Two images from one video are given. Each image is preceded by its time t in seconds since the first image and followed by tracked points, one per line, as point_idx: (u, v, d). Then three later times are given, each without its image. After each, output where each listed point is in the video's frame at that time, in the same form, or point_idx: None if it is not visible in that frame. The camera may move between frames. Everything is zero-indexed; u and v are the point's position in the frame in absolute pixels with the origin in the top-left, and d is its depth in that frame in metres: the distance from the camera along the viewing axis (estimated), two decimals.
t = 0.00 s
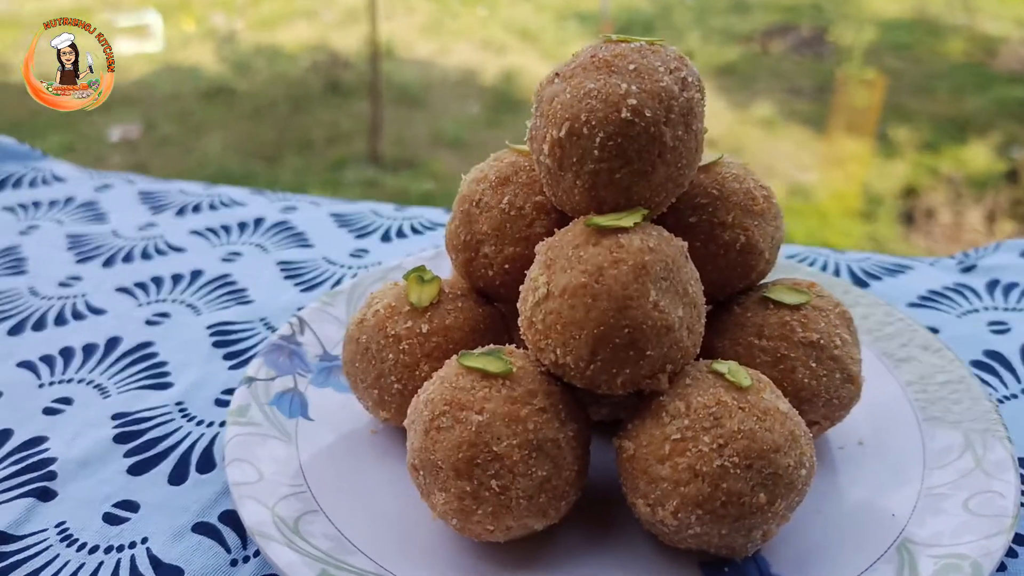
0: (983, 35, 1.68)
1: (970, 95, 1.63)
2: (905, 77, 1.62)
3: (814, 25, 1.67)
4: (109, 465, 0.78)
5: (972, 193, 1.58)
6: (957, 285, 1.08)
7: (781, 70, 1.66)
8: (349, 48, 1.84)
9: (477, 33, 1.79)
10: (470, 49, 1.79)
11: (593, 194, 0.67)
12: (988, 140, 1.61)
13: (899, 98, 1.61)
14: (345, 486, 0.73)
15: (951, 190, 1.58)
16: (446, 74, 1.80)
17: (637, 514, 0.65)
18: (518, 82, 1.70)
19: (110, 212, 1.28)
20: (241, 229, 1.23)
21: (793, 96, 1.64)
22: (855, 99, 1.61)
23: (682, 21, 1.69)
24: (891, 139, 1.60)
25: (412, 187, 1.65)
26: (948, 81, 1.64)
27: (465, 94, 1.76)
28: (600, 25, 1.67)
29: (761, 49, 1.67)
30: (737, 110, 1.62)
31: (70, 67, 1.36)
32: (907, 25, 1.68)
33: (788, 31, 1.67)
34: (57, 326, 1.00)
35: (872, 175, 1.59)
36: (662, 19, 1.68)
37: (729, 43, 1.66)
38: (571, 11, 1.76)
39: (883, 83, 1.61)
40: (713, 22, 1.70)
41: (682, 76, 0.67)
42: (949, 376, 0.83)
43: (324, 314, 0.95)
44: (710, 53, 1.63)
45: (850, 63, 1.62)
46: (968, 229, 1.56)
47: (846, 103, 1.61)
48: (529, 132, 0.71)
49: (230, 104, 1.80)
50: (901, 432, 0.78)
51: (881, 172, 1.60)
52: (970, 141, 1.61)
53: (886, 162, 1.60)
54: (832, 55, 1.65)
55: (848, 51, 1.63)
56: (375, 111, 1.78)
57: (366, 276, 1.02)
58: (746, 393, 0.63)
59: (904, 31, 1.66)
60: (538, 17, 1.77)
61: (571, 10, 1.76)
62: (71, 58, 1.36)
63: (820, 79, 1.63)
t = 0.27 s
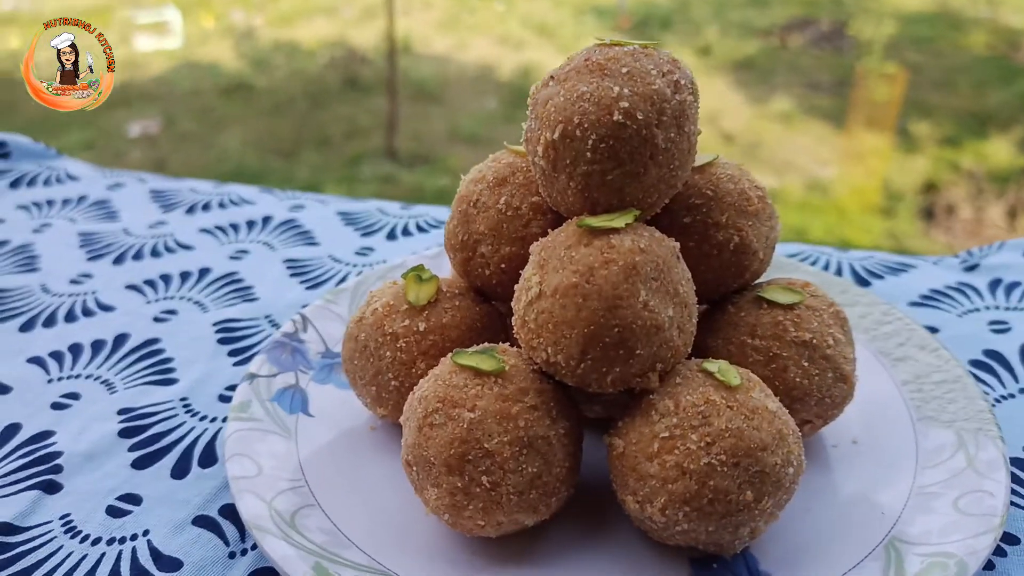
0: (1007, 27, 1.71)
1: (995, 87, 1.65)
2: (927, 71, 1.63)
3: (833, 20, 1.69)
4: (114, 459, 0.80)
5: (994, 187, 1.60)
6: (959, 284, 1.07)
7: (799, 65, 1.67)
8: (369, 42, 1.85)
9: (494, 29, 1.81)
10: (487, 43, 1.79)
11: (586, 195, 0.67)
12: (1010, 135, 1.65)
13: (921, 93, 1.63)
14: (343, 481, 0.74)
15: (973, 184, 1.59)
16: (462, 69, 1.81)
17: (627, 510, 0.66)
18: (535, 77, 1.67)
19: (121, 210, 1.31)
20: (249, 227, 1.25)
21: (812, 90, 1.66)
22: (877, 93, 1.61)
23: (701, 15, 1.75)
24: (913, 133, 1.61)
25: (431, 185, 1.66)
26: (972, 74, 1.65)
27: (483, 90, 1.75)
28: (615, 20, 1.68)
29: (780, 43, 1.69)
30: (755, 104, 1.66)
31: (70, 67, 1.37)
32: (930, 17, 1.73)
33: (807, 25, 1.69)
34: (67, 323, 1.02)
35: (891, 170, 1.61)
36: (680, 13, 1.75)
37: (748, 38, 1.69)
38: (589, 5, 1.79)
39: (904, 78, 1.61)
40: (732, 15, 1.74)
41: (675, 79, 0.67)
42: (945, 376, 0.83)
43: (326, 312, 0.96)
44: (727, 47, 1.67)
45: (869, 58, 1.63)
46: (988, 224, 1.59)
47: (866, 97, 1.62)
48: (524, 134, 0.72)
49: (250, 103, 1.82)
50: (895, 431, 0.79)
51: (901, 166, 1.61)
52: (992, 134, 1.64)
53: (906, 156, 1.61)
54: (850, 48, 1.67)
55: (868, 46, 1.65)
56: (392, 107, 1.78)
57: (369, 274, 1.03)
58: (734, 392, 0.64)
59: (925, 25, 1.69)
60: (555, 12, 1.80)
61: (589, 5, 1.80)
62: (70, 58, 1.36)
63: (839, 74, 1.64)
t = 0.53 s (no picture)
0: None
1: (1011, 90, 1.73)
2: (942, 74, 1.73)
3: (849, 22, 1.82)
4: (107, 451, 0.81)
5: (1009, 193, 1.65)
6: (954, 288, 1.08)
7: (815, 67, 1.79)
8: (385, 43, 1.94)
9: (509, 28, 1.86)
10: (502, 43, 1.86)
11: (570, 195, 0.68)
12: None
13: (936, 96, 1.72)
14: (330, 476, 0.75)
15: (988, 189, 1.65)
16: (476, 69, 1.87)
17: (607, 508, 0.67)
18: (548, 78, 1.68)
19: (123, 206, 1.32)
20: (249, 225, 1.26)
21: (828, 93, 1.76)
22: (891, 96, 1.71)
23: (717, 19, 1.88)
24: (928, 137, 1.69)
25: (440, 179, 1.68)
26: (987, 78, 1.74)
27: (498, 90, 1.82)
28: (629, 20, 1.81)
29: (795, 45, 1.81)
30: (770, 107, 1.78)
31: (70, 67, 1.40)
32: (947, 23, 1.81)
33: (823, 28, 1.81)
34: (67, 317, 1.03)
35: (907, 173, 1.68)
36: (694, 16, 1.89)
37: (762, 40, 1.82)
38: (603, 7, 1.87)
39: (918, 80, 1.71)
40: (746, 17, 1.88)
41: (659, 81, 0.68)
42: (932, 379, 0.83)
43: (321, 308, 0.98)
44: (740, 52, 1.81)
45: (885, 61, 1.74)
46: (1004, 228, 1.61)
47: (880, 101, 1.72)
48: (511, 134, 0.72)
49: (268, 100, 1.89)
50: (881, 434, 0.79)
51: (917, 170, 1.68)
52: (1011, 139, 1.70)
53: (921, 160, 1.68)
54: (866, 51, 1.78)
55: (884, 49, 1.76)
56: (405, 105, 1.83)
57: (365, 271, 1.04)
58: (714, 392, 0.65)
59: (941, 28, 1.79)
60: (568, 13, 1.85)
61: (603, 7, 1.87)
62: (71, 58, 1.39)
63: (855, 76, 1.76)
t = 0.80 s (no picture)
0: None
1: None
2: (971, 74, 1.77)
3: (877, 20, 1.86)
4: (118, 438, 0.83)
5: None
6: (965, 290, 1.07)
7: (843, 67, 1.84)
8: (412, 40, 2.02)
9: (533, 25, 1.90)
10: (526, 39, 1.89)
11: (571, 192, 0.69)
12: None
13: (966, 96, 1.75)
14: (333, 466, 0.76)
15: (1016, 190, 1.69)
16: (501, 65, 1.90)
17: (604, 502, 0.67)
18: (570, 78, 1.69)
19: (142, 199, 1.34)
20: (264, 218, 1.28)
21: (854, 91, 1.82)
22: (918, 97, 1.73)
23: (742, 14, 1.95)
24: (956, 136, 1.72)
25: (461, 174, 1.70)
26: (1017, 79, 1.79)
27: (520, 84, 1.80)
28: (656, 17, 1.90)
29: (822, 44, 1.86)
30: (797, 104, 1.83)
31: (70, 67, 1.44)
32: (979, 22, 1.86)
33: (851, 27, 1.85)
34: (83, 306, 1.05)
35: (935, 175, 1.70)
36: (721, 13, 1.96)
37: (788, 38, 1.88)
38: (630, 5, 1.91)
39: (947, 79, 1.73)
40: (774, 15, 1.94)
41: (660, 79, 0.68)
42: (936, 380, 0.83)
43: (330, 301, 0.99)
44: (768, 49, 1.88)
45: (916, 59, 1.77)
46: None
47: (909, 101, 1.74)
48: (514, 131, 0.73)
49: (295, 95, 1.97)
50: (884, 434, 0.79)
51: (944, 171, 1.70)
52: None
53: (948, 161, 1.71)
54: (895, 49, 1.82)
55: (914, 48, 1.79)
56: (429, 102, 1.89)
57: (375, 265, 1.05)
58: (711, 389, 0.65)
59: (975, 27, 1.84)
60: (595, 8, 1.89)
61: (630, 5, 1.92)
62: (71, 58, 1.44)
63: (884, 75, 1.80)
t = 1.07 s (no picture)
0: None
1: None
2: (997, 76, 1.73)
3: (904, 21, 1.80)
4: (124, 429, 0.84)
5: None
6: (977, 295, 1.06)
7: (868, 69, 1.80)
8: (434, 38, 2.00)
9: (557, 24, 1.84)
10: (548, 37, 1.82)
11: (574, 191, 0.69)
12: None
13: (992, 98, 1.72)
14: (335, 461, 0.77)
15: None
16: (521, 62, 1.83)
17: (602, 503, 0.67)
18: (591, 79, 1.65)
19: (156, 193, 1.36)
20: (276, 213, 1.29)
21: (878, 92, 1.79)
22: (943, 99, 1.69)
23: (766, 13, 1.91)
24: (982, 139, 1.71)
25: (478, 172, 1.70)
26: None
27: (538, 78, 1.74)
28: (678, 16, 1.87)
29: (847, 44, 1.82)
30: (820, 105, 1.81)
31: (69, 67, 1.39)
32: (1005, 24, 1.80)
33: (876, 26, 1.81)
34: (95, 299, 1.07)
35: (958, 176, 1.68)
36: (745, 11, 1.92)
37: (813, 37, 1.83)
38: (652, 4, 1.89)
39: (973, 81, 1.70)
40: (799, 15, 1.89)
41: (665, 79, 0.68)
42: (944, 385, 0.82)
43: (337, 297, 0.99)
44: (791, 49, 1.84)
45: (941, 62, 1.71)
46: None
47: (934, 102, 1.71)
48: (519, 129, 0.73)
49: (317, 92, 1.95)
50: (888, 440, 0.78)
51: (970, 175, 1.68)
52: None
53: (975, 164, 1.69)
54: (921, 49, 1.77)
55: (939, 49, 1.74)
56: (451, 98, 1.88)
57: (384, 262, 1.06)
58: (711, 391, 0.65)
59: (1001, 28, 1.79)
60: (617, 7, 1.86)
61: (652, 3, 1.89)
62: (70, 58, 1.40)
63: (908, 76, 1.77)
